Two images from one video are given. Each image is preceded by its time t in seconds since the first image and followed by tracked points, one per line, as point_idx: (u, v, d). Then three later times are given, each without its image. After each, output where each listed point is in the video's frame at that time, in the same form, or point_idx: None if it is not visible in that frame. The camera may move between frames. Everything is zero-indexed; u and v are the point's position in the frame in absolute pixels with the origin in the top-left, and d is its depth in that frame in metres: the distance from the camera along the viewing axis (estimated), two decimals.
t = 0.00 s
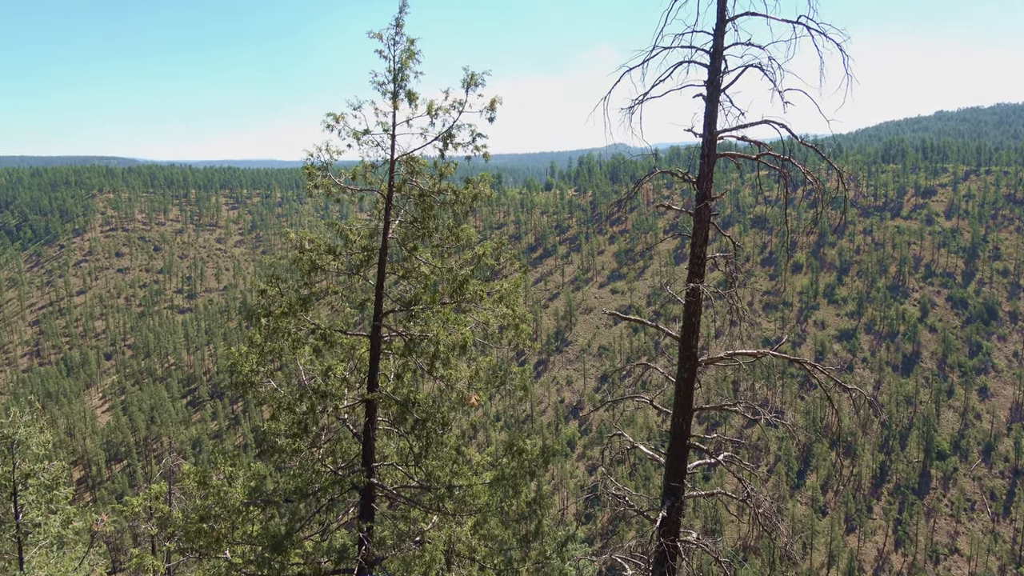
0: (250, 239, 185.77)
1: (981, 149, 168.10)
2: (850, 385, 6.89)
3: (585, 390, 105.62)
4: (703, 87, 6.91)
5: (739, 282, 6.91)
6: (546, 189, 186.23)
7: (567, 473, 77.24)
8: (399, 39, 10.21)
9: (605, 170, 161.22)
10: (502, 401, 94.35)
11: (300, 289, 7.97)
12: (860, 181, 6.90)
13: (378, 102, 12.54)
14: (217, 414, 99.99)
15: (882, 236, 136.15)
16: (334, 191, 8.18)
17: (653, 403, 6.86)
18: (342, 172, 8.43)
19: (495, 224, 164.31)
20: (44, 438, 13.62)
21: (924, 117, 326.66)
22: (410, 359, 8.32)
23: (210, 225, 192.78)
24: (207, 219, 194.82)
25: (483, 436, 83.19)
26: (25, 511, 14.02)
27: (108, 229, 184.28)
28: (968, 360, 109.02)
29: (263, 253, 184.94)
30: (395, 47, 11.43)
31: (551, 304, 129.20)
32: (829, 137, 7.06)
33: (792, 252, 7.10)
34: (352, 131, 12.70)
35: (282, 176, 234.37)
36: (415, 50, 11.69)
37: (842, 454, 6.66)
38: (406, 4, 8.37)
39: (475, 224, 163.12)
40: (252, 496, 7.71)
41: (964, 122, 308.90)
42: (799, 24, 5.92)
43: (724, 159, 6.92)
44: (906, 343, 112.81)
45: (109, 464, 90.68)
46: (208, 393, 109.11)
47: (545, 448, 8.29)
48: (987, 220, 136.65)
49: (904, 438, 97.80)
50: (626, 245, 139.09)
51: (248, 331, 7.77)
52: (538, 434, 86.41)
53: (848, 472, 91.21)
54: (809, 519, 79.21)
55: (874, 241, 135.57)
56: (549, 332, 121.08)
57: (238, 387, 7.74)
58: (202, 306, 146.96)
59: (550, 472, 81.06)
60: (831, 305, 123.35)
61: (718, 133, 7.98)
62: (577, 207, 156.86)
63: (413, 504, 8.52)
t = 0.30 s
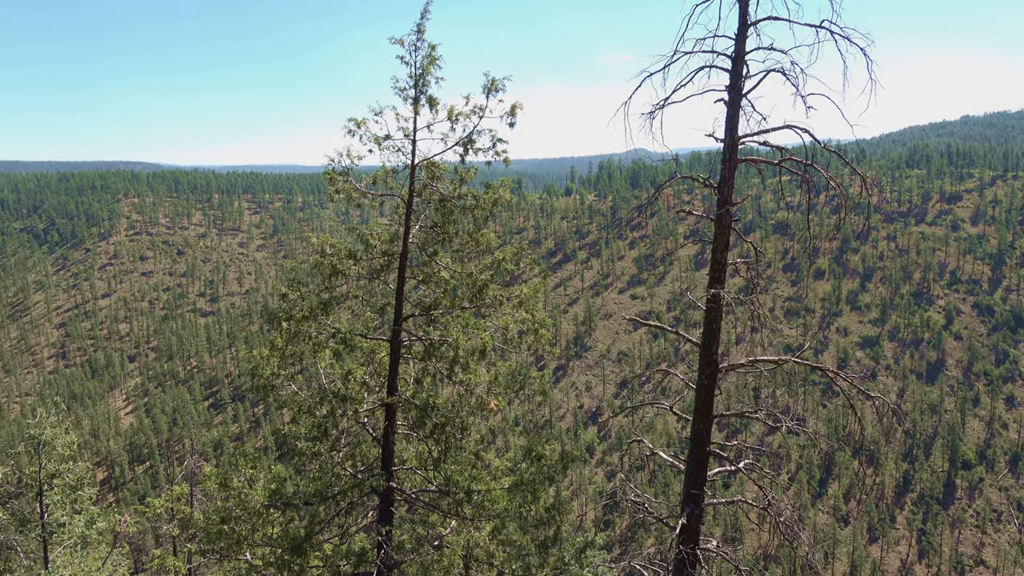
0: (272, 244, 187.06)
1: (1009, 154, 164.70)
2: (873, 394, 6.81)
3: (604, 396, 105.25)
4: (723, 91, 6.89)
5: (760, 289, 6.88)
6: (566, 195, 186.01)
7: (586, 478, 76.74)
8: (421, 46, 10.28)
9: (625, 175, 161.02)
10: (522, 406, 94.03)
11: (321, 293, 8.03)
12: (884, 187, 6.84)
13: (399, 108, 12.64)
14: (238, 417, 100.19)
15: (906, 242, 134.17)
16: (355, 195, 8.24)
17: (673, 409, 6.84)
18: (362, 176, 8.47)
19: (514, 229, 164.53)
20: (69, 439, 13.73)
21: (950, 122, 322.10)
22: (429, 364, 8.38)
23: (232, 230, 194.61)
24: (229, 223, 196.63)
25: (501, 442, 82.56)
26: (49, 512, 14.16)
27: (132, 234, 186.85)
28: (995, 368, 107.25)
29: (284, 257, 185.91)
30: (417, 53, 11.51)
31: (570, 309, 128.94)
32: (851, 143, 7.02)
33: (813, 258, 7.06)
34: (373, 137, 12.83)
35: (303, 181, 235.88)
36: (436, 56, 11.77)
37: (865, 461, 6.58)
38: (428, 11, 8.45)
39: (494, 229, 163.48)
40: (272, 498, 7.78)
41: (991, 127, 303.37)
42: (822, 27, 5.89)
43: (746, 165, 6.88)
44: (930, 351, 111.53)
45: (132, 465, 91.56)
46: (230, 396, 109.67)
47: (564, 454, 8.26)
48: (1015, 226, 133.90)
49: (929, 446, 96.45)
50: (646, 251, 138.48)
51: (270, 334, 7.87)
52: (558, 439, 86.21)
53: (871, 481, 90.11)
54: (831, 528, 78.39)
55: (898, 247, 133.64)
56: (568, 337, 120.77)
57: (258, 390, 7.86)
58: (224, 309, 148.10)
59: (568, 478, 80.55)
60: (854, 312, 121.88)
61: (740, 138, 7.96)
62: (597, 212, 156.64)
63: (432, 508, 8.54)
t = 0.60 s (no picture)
0: (293, 247, 188.04)
1: None
2: (897, 400, 6.72)
3: (623, 401, 104.78)
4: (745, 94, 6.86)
5: (782, 293, 6.81)
6: (585, 199, 185.38)
7: (604, 483, 76.12)
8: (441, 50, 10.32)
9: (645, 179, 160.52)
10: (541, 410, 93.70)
11: (341, 296, 8.08)
12: (909, 191, 6.74)
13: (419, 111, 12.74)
14: (259, 419, 100.42)
15: (930, 247, 132.09)
16: (375, 200, 8.30)
17: (693, 414, 6.80)
18: (383, 180, 8.54)
19: (534, 233, 164.39)
20: (93, 439, 13.91)
21: (978, 126, 316.34)
22: (448, 368, 8.42)
23: (254, 233, 196.05)
24: (251, 226, 198.24)
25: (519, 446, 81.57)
26: (74, 510, 14.31)
27: (156, 237, 189.01)
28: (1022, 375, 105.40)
29: (304, 260, 186.84)
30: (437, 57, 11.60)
31: (589, 313, 128.45)
32: (874, 147, 6.96)
33: (836, 263, 7.01)
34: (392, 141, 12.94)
35: (324, 185, 237.07)
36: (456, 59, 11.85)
37: (888, 468, 6.49)
38: (449, 15, 8.46)
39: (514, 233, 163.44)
40: (292, 500, 7.90)
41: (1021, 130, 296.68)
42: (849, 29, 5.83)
43: (768, 169, 6.80)
44: (955, 358, 110.04)
45: (155, 466, 92.43)
46: (251, 398, 110.16)
47: (583, 458, 8.22)
48: None
49: (953, 454, 94.97)
50: (665, 255, 137.73)
51: (291, 337, 7.97)
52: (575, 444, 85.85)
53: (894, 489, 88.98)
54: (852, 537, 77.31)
55: (922, 252, 131.56)
56: (587, 342, 120.20)
57: (280, 392, 7.98)
58: (245, 312, 149.01)
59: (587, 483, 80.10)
60: (877, 318, 120.32)
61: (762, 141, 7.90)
62: (617, 216, 156.09)
63: (451, 512, 8.57)
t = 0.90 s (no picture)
0: (313, 251, 188.90)
1: None
2: (918, 408, 6.65)
3: (642, 406, 104.04)
4: (766, 98, 6.81)
5: (803, 299, 6.79)
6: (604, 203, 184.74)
7: (622, 489, 75.14)
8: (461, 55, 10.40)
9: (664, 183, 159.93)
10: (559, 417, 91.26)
11: (360, 299, 8.21)
12: (931, 196, 6.67)
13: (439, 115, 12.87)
14: (278, 421, 100.11)
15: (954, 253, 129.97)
16: (394, 203, 8.40)
17: (711, 419, 6.78)
18: (402, 184, 8.63)
19: (552, 237, 163.98)
20: (116, 439, 14.10)
21: (1006, 130, 311.08)
22: (466, 372, 8.50)
23: (274, 236, 197.21)
24: (271, 229, 199.57)
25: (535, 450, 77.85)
26: (97, 509, 14.51)
27: (178, 239, 190.89)
28: None
29: (324, 263, 187.48)
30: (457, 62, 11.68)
31: (607, 318, 127.71)
32: (898, 150, 6.85)
33: (858, 268, 6.95)
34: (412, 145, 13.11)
35: (344, 189, 238.05)
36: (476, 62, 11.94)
37: (911, 477, 6.38)
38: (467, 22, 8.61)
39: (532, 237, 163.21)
40: (311, 501, 8.02)
41: None
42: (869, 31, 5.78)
43: (790, 174, 6.75)
44: (979, 365, 108.36)
45: (176, 467, 92.82)
46: (271, 400, 110.36)
47: (601, 463, 8.22)
48: None
49: (977, 463, 93.23)
50: (685, 260, 136.78)
51: (311, 340, 8.10)
52: (593, 448, 85.48)
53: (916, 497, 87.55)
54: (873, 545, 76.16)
55: (946, 258, 129.47)
56: (605, 346, 119.63)
57: (299, 395, 8.09)
58: (266, 315, 149.59)
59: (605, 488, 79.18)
60: (900, 324, 118.69)
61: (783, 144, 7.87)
62: (636, 220, 155.36)
63: (468, 515, 8.65)
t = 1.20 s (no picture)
0: (333, 252, 189.42)
1: None
2: (944, 413, 6.53)
3: (662, 409, 103.12)
4: (789, 100, 6.77)
5: (825, 302, 6.74)
6: (624, 206, 183.74)
7: (642, 492, 74.27)
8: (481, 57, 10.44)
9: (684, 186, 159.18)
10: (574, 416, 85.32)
11: (380, 300, 8.34)
12: (958, 197, 6.57)
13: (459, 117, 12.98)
14: (299, 421, 99.81)
15: (980, 256, 127.44)
16: (414, 206, 8.50)
17: (733, 424, 6.71)
18: (422, 186, 8.72)
19: (572, 239, 163.69)
20: (140, 437, 14.28)
21: None
22: (486, 374, 8.59)
23: (295, 237, 198.24)
24: (292, 231, 200.66)
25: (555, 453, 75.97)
26: (120, 506, 14.62)
27: (200, 241, 192.48)
28: None
29: (344, 265, 187.73)
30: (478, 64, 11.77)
31: (627, 320, 126.94)
32: (922, 152, 6.78)
33: (881, 272, 6.88)
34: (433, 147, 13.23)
35: (363, 192, 238.68)
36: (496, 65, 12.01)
37: (933, 483, 6.30)
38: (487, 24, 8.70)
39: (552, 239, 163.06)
40: (331, 502, 8.12)
41: None
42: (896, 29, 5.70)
43: (813, 176, 6.68)
44: (1006, 370, 106.07)
45: (198, 466, 93.17)
46: (292, 401, 110.42)
47: (619, 466, 8.20)
48: None
49: (1003, 470, 90.97)
50: (705, 262, 135.61)
51: (331, 341, 8.22)
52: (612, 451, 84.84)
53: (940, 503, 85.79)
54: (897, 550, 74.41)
55: (972, 261, 126.99)
56: (624, 349, 118.88)
57: (319, 396, 8.20)
58: (287, 315, 149.93)
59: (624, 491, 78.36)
60: (924, 328, 116.75)
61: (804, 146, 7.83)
62: (655, 223, 154.58)
63: (487, 517, 8.70)
